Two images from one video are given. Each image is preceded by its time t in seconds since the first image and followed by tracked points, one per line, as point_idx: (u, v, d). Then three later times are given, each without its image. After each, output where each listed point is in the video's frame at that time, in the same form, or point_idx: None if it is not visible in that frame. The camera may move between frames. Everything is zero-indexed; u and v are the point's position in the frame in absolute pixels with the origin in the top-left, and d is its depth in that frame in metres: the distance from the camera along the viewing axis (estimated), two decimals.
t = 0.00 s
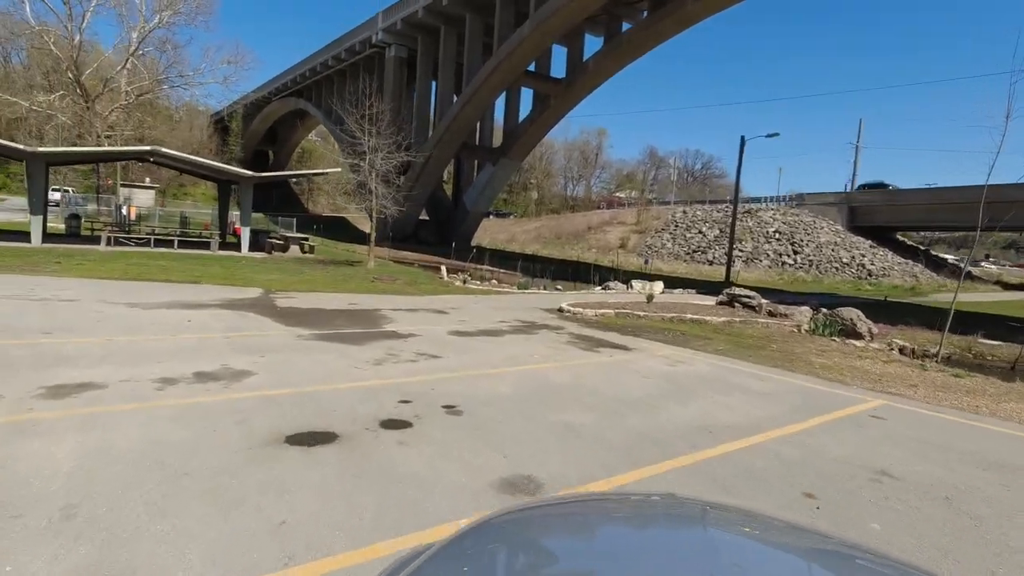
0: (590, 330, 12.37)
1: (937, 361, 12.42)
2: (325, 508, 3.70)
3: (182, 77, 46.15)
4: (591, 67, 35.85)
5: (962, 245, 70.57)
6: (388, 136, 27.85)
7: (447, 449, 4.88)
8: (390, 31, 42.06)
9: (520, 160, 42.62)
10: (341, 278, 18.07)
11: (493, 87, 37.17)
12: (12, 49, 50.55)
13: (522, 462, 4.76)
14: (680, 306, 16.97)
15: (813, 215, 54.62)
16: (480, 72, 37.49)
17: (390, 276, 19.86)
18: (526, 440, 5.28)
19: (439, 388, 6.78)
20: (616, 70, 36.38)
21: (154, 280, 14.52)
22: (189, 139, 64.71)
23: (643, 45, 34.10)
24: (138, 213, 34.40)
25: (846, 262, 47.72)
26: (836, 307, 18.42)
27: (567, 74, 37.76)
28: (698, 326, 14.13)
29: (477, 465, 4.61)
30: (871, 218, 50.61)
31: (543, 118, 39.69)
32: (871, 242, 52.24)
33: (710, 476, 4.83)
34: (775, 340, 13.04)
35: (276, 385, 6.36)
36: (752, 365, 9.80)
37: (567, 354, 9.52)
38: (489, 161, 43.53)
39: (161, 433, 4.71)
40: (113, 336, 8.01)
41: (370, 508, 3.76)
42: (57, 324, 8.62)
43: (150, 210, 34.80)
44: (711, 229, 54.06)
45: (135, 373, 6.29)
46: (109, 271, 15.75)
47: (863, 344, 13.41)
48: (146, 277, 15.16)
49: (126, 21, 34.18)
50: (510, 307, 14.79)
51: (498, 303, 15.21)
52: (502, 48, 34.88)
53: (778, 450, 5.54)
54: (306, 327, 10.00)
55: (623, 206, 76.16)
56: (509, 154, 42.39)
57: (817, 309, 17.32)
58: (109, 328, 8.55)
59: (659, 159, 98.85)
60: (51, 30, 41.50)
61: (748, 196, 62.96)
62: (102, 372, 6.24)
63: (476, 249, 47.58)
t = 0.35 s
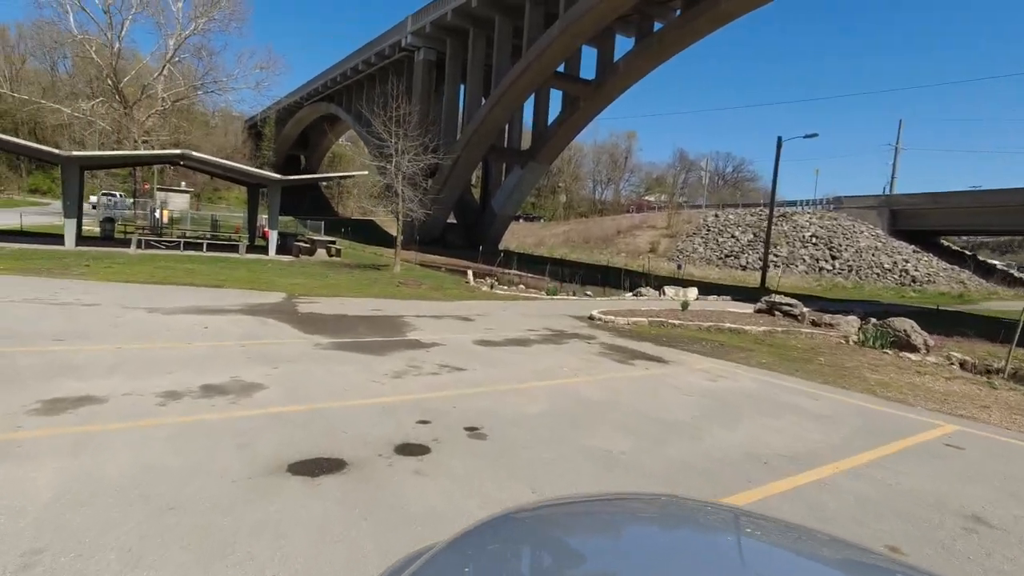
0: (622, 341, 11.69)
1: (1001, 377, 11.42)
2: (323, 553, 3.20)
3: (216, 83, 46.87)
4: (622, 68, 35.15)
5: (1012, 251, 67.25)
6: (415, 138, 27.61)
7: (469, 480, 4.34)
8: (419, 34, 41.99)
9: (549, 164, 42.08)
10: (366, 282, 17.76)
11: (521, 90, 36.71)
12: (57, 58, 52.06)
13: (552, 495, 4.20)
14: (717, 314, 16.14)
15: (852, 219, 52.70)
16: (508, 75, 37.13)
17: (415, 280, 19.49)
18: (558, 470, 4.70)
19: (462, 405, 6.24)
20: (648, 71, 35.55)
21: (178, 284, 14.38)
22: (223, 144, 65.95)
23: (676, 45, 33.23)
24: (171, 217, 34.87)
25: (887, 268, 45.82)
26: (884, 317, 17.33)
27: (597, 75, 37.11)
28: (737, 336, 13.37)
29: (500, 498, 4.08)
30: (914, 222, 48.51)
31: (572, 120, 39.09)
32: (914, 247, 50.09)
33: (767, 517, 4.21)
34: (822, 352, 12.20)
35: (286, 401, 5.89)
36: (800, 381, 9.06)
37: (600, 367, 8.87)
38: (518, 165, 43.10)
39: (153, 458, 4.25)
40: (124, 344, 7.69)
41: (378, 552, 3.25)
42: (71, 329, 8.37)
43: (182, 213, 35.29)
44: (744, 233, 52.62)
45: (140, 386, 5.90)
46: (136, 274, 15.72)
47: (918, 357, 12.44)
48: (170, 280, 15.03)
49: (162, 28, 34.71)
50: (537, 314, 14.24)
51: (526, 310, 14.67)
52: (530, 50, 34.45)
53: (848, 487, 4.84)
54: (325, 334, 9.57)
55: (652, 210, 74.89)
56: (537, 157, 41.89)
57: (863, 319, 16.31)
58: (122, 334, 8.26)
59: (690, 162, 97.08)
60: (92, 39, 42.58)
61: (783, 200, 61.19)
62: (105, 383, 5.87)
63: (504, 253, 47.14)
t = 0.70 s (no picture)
0: (656, 351, 11.01)
1: None
2: None
3: (247, 87, 47.39)
4: (652, 68, 34.35)
5: None
6: (441, 140, 27.26)
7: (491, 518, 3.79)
8: (447, 36, 41.76)
9: (576, 166, 41.41)
10: (389, 286, 17.41)
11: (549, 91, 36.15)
12: (95, 64, 53.34)
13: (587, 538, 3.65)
14: (754, 323, 15.31)
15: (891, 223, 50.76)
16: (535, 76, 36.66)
17: (439, 284, 19.07)
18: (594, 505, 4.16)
19: (487, 426, 5.72)
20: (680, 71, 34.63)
21: (200, 287, 14.19)
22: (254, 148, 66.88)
23: (709, 43, 32.26)
24: (201, 219, 35.18)
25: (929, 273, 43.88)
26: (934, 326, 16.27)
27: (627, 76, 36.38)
28: (777, 346, 12.59)
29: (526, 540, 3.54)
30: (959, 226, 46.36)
31: (601, 121, 38.39)
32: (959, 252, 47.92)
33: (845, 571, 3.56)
34: (870, 365, 11.36)
35: (296, 418, 5.43)
36: (851, 398, 8.33)
37: (634, 381, 8.25)
38: (545, 167, 42.52)
39: (140, 487, 3.81)
40: (134, 351, 7.37)
41: None
42: (84, 334, 8.10)
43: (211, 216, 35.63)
44: (777, 236, 51.10)
45: (140, 399, 5.49)
46: (160, 276, 15.62)
47: (978, 371, 11.48)
48: (192, 283, 14.87)
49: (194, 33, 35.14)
50: (565, 322, 13.68)
51: (553, 317, 14.10)
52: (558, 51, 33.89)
53: (931, 534, 4.17)
54: (343, 342, 9.15)
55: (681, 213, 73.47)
56: (565, 159, 41.27)
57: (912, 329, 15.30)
58: (134, 341, 7.94)
59: (719, 164, 95.17)
60: (128, 45, 43.45)
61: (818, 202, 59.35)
62: (106, 396, 5.50)
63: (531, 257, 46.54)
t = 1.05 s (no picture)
0: (695, 362, 10.28)
1: None
2: None
3: (280, 91, 47.89)
4: (686, 66, 33.43)
5: None
6: (470, 140, 26.87)
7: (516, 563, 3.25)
8: (476, 37, 41.47)
9: (607, 167, 40.64)
10: (415, 289, 17.04)
11: (579, 92, 35.54)
12: (136, 71, 54.70)
13: None
14: (799, 331, 14.40)
15: (937, 226, 48.53)
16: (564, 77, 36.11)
17: (466, 288, 18.61)
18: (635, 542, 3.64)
19: (514, 448, 5.19)
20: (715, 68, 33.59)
21: (225, 290, 14.00)
22: (285, 151, 67.79)
23: (746, 40, 31.16)
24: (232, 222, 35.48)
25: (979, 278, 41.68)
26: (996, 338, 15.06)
27: (659, 75, 35.54)
28: (825, 358, 11.76)
29: None
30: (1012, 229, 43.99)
31: (632, 121, 37.61)
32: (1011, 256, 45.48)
33: None
34: (930, 381, 10.44)
35: (306, 437, 4.96)
36: (918, 421, 7.51)
37: (675, 397, 7.60)
38: (575, 169, 41.88)
39: (123, 520, 3.39)
40: (147, 359, 7.05)
41: None
42: (99, 339, 7.84)
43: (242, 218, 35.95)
44: (815, 239, 49.41)
45: (142, 414, 5.09)
46: (186, 279, 15.51)
47: None
48: (218, 286, 14.70)
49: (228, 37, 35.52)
50: (597, 329, 13.08)
51: (584, 324, 13.50)
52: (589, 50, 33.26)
53: None
54: (365, 350, 8.71)
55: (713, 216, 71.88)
56: (595, 161, 40.61)
57: (971, 341, 14.21)
58: (149, 347, 7.64)
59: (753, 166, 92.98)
60: (166, 51, 44.32)
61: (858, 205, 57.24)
62: (107, 409, 5.12)
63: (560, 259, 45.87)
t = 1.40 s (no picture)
0: (739, 374, 9.58)
1: None
2: None
3: (313, 93, 48.27)
4: (722, 63, 32.37)
5: None
6: (500, 140, 26.41)
7: None
8: (508, 37, 41.09)
9: (639, 168, 39.72)
10: (442, 292, 16.64)
11: (611, 91, 34.81)
12: (176, 77, 55.96)
13: None
14: (849, 340, 13.48)
15: (990, 227, 46.05)
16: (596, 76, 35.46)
17: (495, 291, 18.14)
18: None
19: (547, 476, 4.65)
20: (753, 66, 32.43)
21: (252, 292, 13.81)
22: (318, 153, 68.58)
23: (786, 36, 29.94)
24: (264, 223, 35.75)
25: None
26: None
27: (694, 73, 34.56)
28: (880, 370, 10.89)
29: None
30: None
31: (666, 121, 36.69)
32: None
33: None
34: (1002, 397, 9.50)
35: (318, 460, 4.54)
36: (995, 444, 6.73)
37: (720, 415, 6.95)
38: (606, 169, 41.09)
39: (103, 561, 3.00)
40: (163, 367, 6.77)
41: None
42: (117, 345, 7.60)
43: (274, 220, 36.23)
44: (856, 242, 47.48)
45: (146, 430, 4.75)
46: (214, 280, 15.41)
47: None
48: (245, 288, 14.53)
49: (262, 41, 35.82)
50: (633, 337, 12.43)
51: (618, 331, 12.87)
52: (622, 48, 32.53)
53: None
54: (387, 357, 8.29)
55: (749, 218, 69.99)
56: (627, 161, 39.75)
57: None
58: (166, 353, 7.37)
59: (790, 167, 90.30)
60: (204, 56, 45.07)
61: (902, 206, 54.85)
62: (109, 424, 4.80)
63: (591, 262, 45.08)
